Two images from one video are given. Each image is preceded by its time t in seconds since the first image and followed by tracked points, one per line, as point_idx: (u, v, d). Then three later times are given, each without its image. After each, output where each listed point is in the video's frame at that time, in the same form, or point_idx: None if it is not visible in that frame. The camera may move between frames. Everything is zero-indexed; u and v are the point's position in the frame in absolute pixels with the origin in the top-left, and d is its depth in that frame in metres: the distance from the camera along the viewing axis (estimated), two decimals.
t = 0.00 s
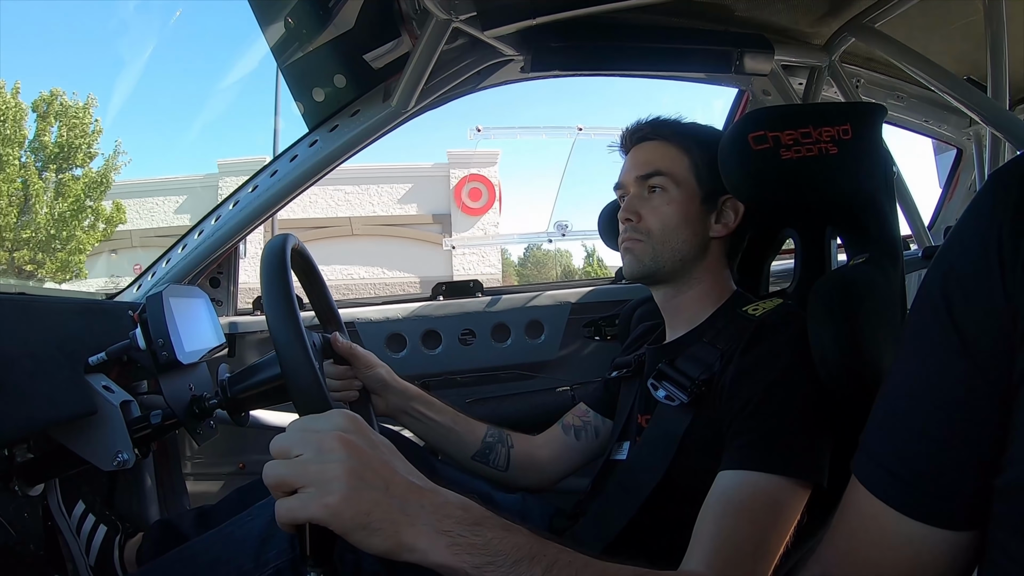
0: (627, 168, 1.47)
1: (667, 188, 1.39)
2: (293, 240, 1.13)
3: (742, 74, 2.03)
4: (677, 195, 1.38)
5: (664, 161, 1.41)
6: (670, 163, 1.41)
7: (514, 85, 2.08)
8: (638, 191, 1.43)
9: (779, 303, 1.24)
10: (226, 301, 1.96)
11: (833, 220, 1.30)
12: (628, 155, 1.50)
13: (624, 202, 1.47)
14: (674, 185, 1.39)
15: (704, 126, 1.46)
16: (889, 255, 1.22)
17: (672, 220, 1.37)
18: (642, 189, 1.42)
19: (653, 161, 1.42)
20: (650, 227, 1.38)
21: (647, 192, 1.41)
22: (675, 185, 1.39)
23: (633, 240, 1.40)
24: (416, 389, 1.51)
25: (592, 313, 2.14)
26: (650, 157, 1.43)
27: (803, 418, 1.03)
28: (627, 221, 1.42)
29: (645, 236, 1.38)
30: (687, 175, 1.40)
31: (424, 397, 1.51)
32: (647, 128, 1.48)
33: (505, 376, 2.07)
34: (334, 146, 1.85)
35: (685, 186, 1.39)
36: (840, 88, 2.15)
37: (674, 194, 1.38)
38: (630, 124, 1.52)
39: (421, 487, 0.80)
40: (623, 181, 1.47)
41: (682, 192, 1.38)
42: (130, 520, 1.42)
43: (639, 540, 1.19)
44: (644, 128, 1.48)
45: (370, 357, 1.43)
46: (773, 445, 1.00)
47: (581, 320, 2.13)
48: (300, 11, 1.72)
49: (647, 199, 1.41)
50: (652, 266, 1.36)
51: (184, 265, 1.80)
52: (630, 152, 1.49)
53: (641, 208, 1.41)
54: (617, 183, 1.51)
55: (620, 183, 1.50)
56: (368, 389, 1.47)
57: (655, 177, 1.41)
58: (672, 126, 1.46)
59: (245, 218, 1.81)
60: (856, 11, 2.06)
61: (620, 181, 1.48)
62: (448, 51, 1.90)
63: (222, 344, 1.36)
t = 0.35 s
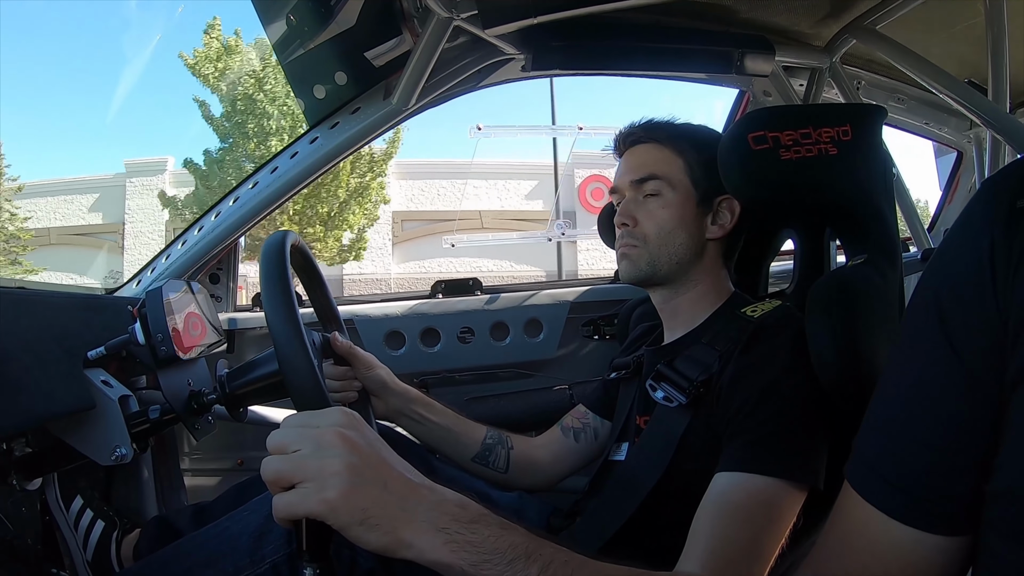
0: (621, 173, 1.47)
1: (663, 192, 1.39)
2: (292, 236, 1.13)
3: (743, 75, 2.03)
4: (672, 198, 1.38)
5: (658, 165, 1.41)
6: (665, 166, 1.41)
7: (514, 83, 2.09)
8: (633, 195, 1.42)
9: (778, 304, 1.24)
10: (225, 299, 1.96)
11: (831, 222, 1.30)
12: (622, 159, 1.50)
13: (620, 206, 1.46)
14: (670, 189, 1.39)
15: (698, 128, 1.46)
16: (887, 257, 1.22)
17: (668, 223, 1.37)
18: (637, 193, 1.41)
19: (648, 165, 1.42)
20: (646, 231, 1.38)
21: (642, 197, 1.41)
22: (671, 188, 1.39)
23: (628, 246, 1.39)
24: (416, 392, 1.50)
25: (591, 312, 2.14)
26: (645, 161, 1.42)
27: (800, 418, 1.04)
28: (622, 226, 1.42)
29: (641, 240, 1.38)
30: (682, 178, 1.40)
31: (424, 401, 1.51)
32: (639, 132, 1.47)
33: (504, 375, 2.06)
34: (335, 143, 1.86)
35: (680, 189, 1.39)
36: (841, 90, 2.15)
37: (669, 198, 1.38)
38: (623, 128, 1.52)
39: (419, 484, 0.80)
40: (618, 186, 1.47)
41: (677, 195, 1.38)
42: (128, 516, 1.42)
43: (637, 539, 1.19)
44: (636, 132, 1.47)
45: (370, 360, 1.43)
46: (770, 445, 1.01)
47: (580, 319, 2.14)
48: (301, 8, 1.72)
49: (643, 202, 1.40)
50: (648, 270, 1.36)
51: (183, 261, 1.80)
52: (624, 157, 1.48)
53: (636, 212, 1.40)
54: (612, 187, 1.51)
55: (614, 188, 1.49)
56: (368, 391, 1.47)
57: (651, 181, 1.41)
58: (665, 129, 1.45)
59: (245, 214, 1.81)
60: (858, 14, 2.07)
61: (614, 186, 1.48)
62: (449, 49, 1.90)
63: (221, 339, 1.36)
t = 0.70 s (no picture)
0: (625, 173, 1.47)
1: (668, 194, 1.40)
2: (294, 232, 1.14)
3: (743, 76, 2.04)
4: (678, 201, 1.39)
5: (664, 166, 1.41)
6: (670, 169, 1.41)
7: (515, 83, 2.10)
8: (637, 197, 1.43)
9: (776, 305, 1.25)
10: (227, 294, 1.96)
11: (829, 223, 1.31)
12: (625, 159, 1.50)
13: (623, 207, 1.47)
14: (675, 191, 1.40)
15: (702, 131, 1.47)
16: (884, 258, 1.24)
17: (673, 225, 1.37)
18: (642, 195, 1.42)
19: (654, 167, 1.42)
20: (651, 233, 1.39)
21: (648, 199, 1.41)
22: (676, 190, 1.40)
23: (633, 247, 1.40)
24: (415, 389, 1.51)
25: (590, 312, 2.15)
26: (648, 162, 1.43)
27: (797, 418, 1.04)
28: (627, 227, 1.42)
29: (646, 241, 1.39)
30: (687, 180, 1.41)
31: (423, 397, 1.52)
32: (645, 132, 1.47)
33: (503, 374, 2.07)
34: (337, 142, 1.87)
35: (686, 191, 1.40)
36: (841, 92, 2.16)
37: (675, 200, 1.39)
38: (628, 128, 1.52)
39: (419, 479, 0.81)
40: (623, 187, 1.47)
41: (683, 198, 1.39)
42: (128, 511, 1.43)
43: (634, 537, 1.20)
44: (642, 132, 1.48)
45: (371, 357, 1.44)
46: (767, 445, 1.02)
47: (579, 319, 2.14)
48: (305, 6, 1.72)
49: (648, 204, 1.41)
50: (653, 272, 1.37)
51: (186, 258, 1.81)
52: (628, 157, 1.49)
53: (641, 213, 1.41)
54: (615, 188, 1.51)
55: (618, 188, 1.50)
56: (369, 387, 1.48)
57: (656, 183, 1.41)
58: (670, 131, 1.45)
59: (247, 212, 1.82)
60: (856, 18, 2.09)
61: (619, 187, 1.48)
62: (451, 49, 1.91)
63: (222, 335, 1.37)
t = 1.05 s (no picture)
0: (625, 173, 1.46)
1: (668, 194, 1.39)
2: (294, 231, 1.13)
3: (745, 75, 2.04)
4: (678, 201, 1.39)
5: (664, 166, 1.41)
6: (670, 169, 1.41)
7: (516, 82, 2.10)
8: (637, 197, 1.42)
9: (777, 305, 1.25)
10: (226, 293, 1.96)
11: (831, 223, 1.31)
12: (624, 159, 1.49)
13: (622, 207, 1.46)
14: (676, 191, 1.39)
15: (702, 130, 1.47)
16: (886, 259, 1.23)
17: (674, 225, 1.37)
18: (642, 195, 1.41)
19: (654, 167, 1.42)
20: (651, 233, 1.38)
21: (648, 198, 1.41)
22: (677, 190, 1.39)
23: (633, 247, 1.39)
24: (416, 389, 1.51)
25: (591, 310, 2.15)
26: (648, 163, 1.42)
27: (798, 419, 1.04)
28: (627, 228, 1.41)
29: (646, 242, 1.38)
30: (687, 181, 1.40)
31: (423, 397, 1.52)
32: (644, 132, 1.47)
33: (503, 373, 2.07)
34: (337, 140, 1.86)
35: (686, 192, 1.39)
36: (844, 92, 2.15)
37: (675, 200, 1.39)
38: (629, 127, 1.51)
39: (419, 480, 0.81)
40: (622, 187, 1.46)
41: (683, 199, 1.39)
42: (128, 510, 1.43)
43: (634, 537, 1.20)
44: (643, 131, 1.47)
45: (371, 356, 1.43)
46: (767, 445, 1.01)
47: (580, 317, 2.14)
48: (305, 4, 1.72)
49: (648, 205, 1.41)
50: (653, 273, 1.36)
51: (186, 256, 1.81)
52: (627, 157, 1.48)
53: (641, 213, 1.40)
54: (614, 188, 1.50)
55: (618, 188, 1.49)
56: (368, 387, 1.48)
57: (656, 183, 1.41)
58: (670, 130, 1.45)
59: (248, 210, 1.82)
60: (860, 16, 2.07)
61: (618, 186, 1.47)
62: (452, 47, 1.91)
63: (222, 334, 1.37)
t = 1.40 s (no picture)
0: (626, 169, 1.46)
1: (669, 190, 1.39)
2: (294, 226, 1.12)
3: (749, 74, 2.04)
4: (678, 197, 1.38)
5: (665, 162, 1.40)
6: (671, 165, 1.40)
7: (519, 78, 2.11)
8: (638, 193, 1.42)
9: (779, 304, 1.24)
10: (225, 289, 1.96)
11: (835, 223, 1.30)
12: (626, 155, 1.49)
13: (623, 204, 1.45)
14: (676, 187, 1.39)
15: (704, 125, 1.46)
16: (889, 258, 1.23)
17: (674, 222, 1.36)
18: (643, 191, 1.41)
19: (655, 163, 1.41)
20: (651, 229, 1.38)
21: (648, 195, 1.40)
22: (677, 187, 1.39)
23: (633, 243, 1.39)
24: (415, 384, 1.50)
25: (591, 308, 2.14)
26: (650, 159, 1.42)
27: (800, 419, 1.03)
28: (627, 224, 1.41)
29: (646, 238, 1.38)
30: (688, 176, 1.40)
31: (422, 392, 1.51)
32: (645, 128, 1.46)
33: (503, 371, 2.06)
34: (339, 136, 1.85)
35: (687, 188, 1.38)
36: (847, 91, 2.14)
37: (675, 196, 1.38)
38: (630, 123, 1.50)
39: (418, 479, 0.80)
40: (622, 183, 1.46)
41: (683, 195, 1.38)
42: (126, 506, 1.43)
43: (634, 537, 1.19)
44: (642, 127, 1.46)
45: (370, 351, 1.42)
46: (770, 445, 1.01)
47: (580, 315, 2.13)
48: None
49: (648, 201, 1.40)
50: (653, 269, 1.36)
51: (186, 251, 1.80)
52: (629, 153, 1.47)
53: (642, 210, 1.40)
54: (615, 185, 1.50)
55: (619, 184, 1.48)
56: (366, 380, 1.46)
57: (656, 179, 1.40)
58: (672, 126, 1.44)
59: (249, 206, 1.82)
60: (863, 17, 2.08)
61: (619, 183, 1.47)
62: (454, 43, 1.90)
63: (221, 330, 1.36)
